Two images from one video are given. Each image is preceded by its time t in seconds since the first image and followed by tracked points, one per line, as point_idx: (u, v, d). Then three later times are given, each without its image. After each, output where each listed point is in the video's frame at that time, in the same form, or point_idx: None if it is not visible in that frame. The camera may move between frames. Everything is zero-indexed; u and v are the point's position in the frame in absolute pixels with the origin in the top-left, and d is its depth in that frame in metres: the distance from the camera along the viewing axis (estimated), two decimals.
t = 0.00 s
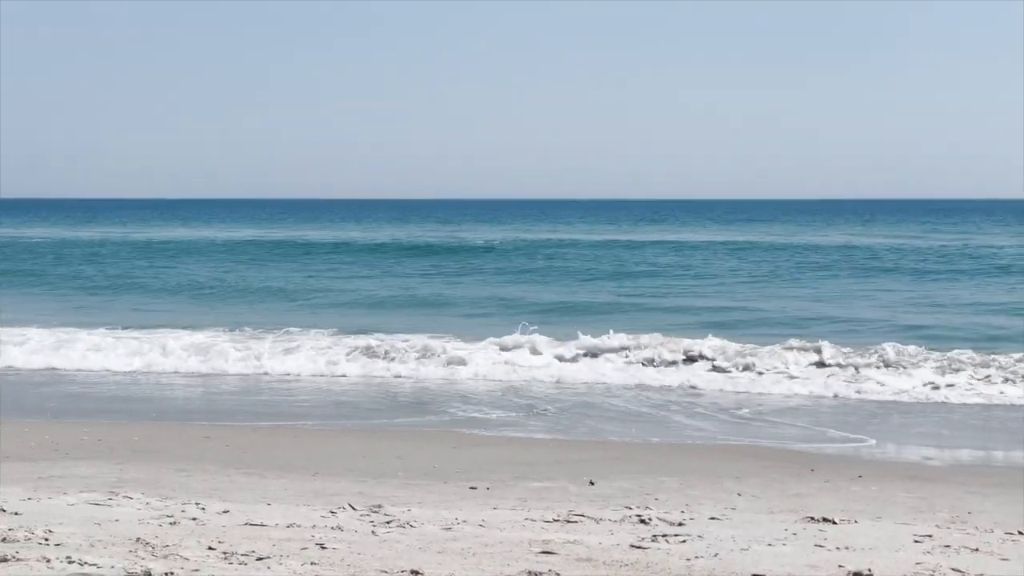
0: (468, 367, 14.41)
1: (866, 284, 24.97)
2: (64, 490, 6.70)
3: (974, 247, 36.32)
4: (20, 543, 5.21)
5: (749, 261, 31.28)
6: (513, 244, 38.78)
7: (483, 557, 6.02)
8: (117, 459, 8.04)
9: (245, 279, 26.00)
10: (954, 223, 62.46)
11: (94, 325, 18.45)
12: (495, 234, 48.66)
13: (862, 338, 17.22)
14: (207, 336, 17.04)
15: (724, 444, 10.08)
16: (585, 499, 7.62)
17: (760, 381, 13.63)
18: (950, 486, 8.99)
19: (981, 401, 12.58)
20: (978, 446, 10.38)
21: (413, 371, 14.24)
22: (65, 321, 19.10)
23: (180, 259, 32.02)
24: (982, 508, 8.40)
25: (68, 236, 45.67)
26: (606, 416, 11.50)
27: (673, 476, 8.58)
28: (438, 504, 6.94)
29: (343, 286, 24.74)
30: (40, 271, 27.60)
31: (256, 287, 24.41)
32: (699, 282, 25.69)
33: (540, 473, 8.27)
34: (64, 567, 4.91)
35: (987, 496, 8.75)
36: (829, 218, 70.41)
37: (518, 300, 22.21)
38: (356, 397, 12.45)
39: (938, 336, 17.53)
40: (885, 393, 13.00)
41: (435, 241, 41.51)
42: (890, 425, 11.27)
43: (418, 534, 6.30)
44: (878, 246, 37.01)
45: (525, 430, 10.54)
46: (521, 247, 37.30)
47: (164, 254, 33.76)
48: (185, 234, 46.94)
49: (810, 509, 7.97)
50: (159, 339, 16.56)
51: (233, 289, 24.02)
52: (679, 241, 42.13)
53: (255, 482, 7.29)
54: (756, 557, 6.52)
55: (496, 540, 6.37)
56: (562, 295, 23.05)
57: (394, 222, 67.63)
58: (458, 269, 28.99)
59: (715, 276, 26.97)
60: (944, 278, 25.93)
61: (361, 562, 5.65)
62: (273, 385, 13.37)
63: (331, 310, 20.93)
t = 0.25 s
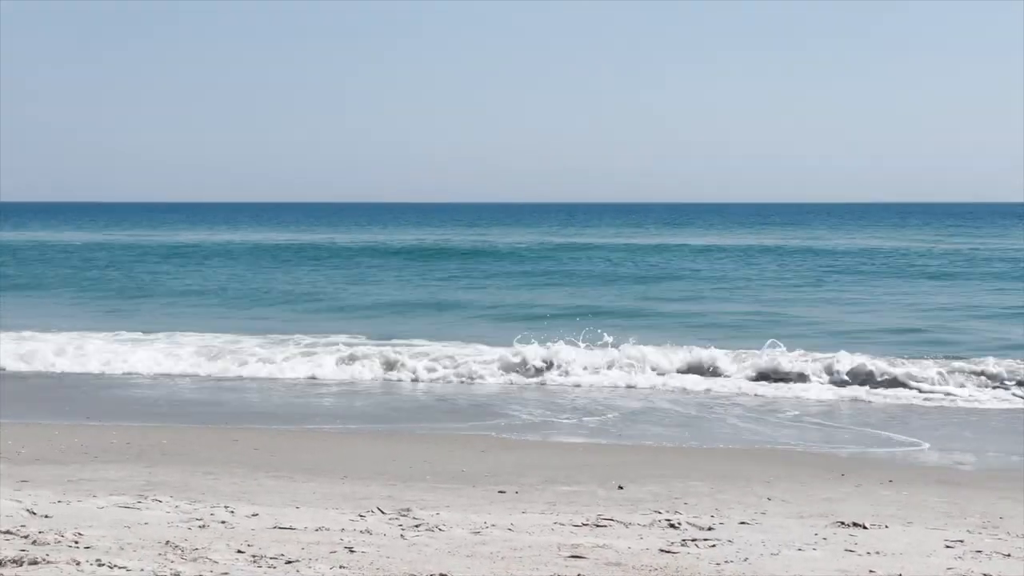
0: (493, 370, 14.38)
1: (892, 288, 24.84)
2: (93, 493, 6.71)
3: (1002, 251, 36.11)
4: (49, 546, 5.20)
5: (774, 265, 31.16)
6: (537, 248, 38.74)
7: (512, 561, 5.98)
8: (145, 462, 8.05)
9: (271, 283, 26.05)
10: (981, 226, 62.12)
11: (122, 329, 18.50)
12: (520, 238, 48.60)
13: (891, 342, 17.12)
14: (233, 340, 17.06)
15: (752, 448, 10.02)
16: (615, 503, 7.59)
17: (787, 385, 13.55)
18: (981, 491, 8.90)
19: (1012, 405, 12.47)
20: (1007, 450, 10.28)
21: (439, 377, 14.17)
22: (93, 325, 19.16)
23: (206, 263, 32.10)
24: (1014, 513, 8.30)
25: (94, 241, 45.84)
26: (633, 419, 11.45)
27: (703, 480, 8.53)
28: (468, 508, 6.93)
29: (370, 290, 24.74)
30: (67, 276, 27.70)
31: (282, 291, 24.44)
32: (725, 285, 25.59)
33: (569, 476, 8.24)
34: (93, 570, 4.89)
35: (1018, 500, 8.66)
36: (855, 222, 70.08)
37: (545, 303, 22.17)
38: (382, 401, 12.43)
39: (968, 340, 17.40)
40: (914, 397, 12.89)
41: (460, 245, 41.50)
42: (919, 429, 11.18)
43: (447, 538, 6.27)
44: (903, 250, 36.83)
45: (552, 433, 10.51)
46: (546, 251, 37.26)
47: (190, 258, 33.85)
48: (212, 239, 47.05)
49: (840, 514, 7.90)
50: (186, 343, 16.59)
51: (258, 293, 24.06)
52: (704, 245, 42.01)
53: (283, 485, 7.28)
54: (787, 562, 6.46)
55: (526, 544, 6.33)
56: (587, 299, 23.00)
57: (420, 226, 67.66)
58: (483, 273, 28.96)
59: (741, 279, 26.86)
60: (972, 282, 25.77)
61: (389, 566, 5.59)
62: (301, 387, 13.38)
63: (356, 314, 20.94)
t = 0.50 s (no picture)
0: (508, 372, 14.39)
1: (911, 293, 24.73)
2: (111, 494, 6.73)
3: None
4: (67, 546, 5.21)
5: (790, 269, 31.10)
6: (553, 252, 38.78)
7: (527, 563, 5.84)
8: (163, 463, 8.08)
9: (287, 286, 26.13)
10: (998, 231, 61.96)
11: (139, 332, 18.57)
12: (535, 242, 48.66)
13: (909, 347, 17.06)
14: (249, 344, 17.12)
15: (768, 451, 10.01)
16: (631, 506, 7.56)
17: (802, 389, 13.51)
18: (999, 495, 8.84)
19: None
20: None
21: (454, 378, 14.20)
22: (110, 328, 19.25)
23: (223, 266, 32.22)
24: None
25: (112, 243, 46.06)
26: (648, 422, 11.44)
27: (719, 483, 8.52)
28: (484, 511, 6.91)
29: (387, 294, 24.78)
30: (84, 278, 27.84)
31: (298, 294, 24.51)
32: (739, 290, 25.56)
33: (585, 479, 8.24)
34: (109, 570, 4.89)
35: None
36: (871, 226, 69.97)
37: (562, 307, 22.17)
38: (397, 404, 12.46)
39: (986, 344, 17.31)
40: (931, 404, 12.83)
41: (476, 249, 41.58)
42: (936, 433, 11.13)
43: (463, 540, 6.23)
44: (920, 254, 36.72)
45: (567, 436, 10.50)
46: (561, 254, 37.30)
47: (207, 261, 33.99)
48: (228, 242, 47.24)
49: (857, 518, 7.85)
50: (202, 346, 16.65)
51: (274, 296, 24.14)
52: (719, 248, 42.01)
53: (300, 487, 7.29)
54: (804, 565, 6.24)
55: (540, 546, 6.20)
56: (602, 302, 23.00)
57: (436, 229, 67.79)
58: (498, 276, 28.99)
59: (756, 284, 26.83)
60: (988, 287, 25.68)
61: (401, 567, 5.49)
62: (318, 390, 13.42)
63: (372, 317, 20.98)
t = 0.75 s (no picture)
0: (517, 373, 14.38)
1: (920, 295, 24.68)
2: (121, 494, 6.74)
3: None
4: (77, 546, 5.22)
5: (796, 270, 31.08)
6: (559, 253, 38.78)
7: (536, 564, 5.83)
8: (171, 463, 8.09)
9: (295, 287, 26.17)
10: (1005, 232, 61.92)
11: (146, 334, 18.60)
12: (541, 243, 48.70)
13: (918, 350, 17.03)
14: (257, 346, 17.14)
15: (776, 453, 10.00)
16: (640, 507, 7.55)
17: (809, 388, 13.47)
18: (1010, 497, 8.81)
19: None
20: None
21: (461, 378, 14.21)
22: (119, 329, 19.28)
23: (230, 266, 32.25)
24: None
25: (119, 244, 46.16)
26: (657, 424, 11.43)
27: (728, 484, 8.52)
28: (493, 513, 6.91)
29: (394, 295, 24.79)
30: (92, 279, 27.89)
31: (305, 296, 24.53)
32: (746, 291, 25.53)
33: (593, 480, 8.25)
34: (119, 571, 4.89)
35: None
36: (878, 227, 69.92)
37: (569, 309, 22.16)
38: (406, 405, 12.47)
39: (995, 347, 17.27)
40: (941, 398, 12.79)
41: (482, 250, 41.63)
42: (945, 435, 11.10)
43: (472, 541, 6.21)
44: (926, 256, 36.69)
45: (575, 437, 10.50)
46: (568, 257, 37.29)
47: (214, 261, 34.04)
48: (236, 243, 47.33)
49: (866, 520, 7.83)
50: (210, 348, 16.67)
51: (282, 296, 24.18)
52: (725, 249, 42.01)
53: (309, 487, 7.29)
54: (813, 567, 6.20)
55: (549, 547, 6.20)
56: (611, 304, 23.00)
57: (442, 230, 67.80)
58: (505, 278, 28.99)
59: (763, 285, 26.81)
60: (995, 290, 25.63)
61: (412, 568, 5.48)
62: (325, 390, 13.44)
63: (378, 318, 20.99)
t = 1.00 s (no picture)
0: (520, 373, 14.37)
1: (924, 297, 24.64)
2: (125, 494, 6.74)
3: None
4: (80, 547, 5.21)
5: (799, 271, 31.07)
6: (562, 254, 38.78)
7: (540, 565, 5.81)
8: (175, 463, 8.10)
9: (298, 288, 26.18)
10: (1008, 233, 61.89)
11: (149, 335, 18.62)
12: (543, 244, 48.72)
13: (922, 351, 17.01)
14: (260, 347, 17.14)
15: (780, 454, 10.00)
16: (644, 508, 7.55)
17: (813, 389, 13.46)
18: (1014, 499, 8.79)
19: None
20: None
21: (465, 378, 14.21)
22: (122, 329, 19.30)
23: (232, 267, 32.28)
24: None
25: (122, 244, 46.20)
26: (660, 425, 11.42)
27: (731, 486, 8.52)
28: (496, 514, 6.90)
29: (398, 296, 24.80)
30: (95, 280, 27.92)
31: (307, 296, 24.55)
32: (749, 292, 25.52)
33: (597, 481, 8.25)
34: (123, 571, 4.88)
35: None
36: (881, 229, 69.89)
37: (573, 310, 22.15)
38: (409, 405, 12.48)
39: (999, 349, 17.24)
40: (944, 400, 12.78)
41: (485, 251, 41.63)
42: (948, 437, 11.09)
43: (475, 542, 6.21)
44: (928, 258, 36.68)
45: (579, 438, 10.50)
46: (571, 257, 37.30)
47: (216, 262, 34.05)
48: (239, 244, 47.37)
49: (870, 522, 7.81)
50: (213, 349, 16.68)
51: (286, 298, 24.19)
52: (731, 251, 41.96)
53: (312, 488, 7.29)
54: (816, 569, 6.18)
55: (553, 549, 6.19)
56: (615, 305, 22.99)
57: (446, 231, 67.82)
58: (508, 279, 29.00)
59: (766, 287, 26.81)
60: (998, 291, 25.62)
61: (417, 569, 5.48)
62: (329, 391, 13.44)
63: (381, 319, 21.00)
